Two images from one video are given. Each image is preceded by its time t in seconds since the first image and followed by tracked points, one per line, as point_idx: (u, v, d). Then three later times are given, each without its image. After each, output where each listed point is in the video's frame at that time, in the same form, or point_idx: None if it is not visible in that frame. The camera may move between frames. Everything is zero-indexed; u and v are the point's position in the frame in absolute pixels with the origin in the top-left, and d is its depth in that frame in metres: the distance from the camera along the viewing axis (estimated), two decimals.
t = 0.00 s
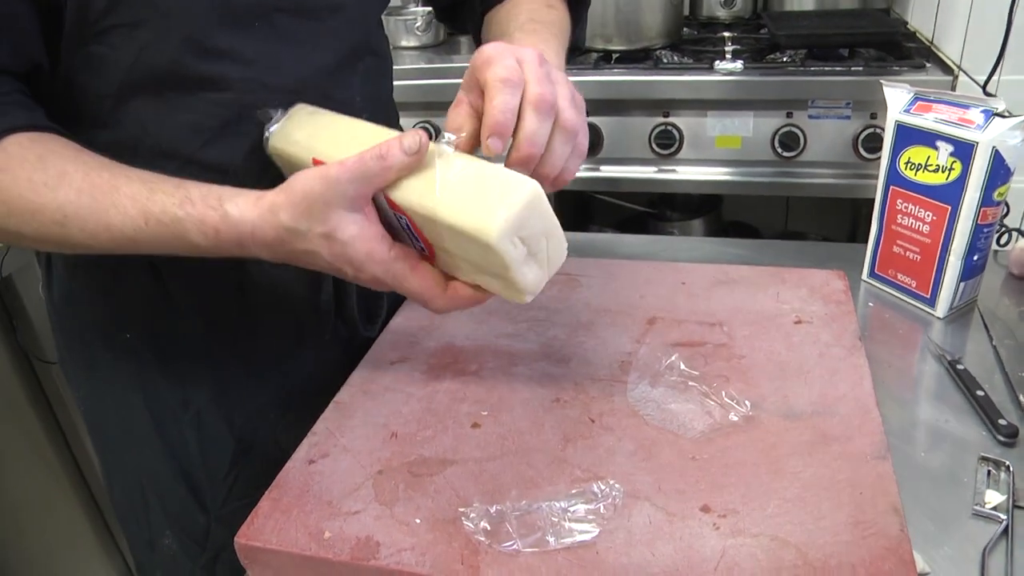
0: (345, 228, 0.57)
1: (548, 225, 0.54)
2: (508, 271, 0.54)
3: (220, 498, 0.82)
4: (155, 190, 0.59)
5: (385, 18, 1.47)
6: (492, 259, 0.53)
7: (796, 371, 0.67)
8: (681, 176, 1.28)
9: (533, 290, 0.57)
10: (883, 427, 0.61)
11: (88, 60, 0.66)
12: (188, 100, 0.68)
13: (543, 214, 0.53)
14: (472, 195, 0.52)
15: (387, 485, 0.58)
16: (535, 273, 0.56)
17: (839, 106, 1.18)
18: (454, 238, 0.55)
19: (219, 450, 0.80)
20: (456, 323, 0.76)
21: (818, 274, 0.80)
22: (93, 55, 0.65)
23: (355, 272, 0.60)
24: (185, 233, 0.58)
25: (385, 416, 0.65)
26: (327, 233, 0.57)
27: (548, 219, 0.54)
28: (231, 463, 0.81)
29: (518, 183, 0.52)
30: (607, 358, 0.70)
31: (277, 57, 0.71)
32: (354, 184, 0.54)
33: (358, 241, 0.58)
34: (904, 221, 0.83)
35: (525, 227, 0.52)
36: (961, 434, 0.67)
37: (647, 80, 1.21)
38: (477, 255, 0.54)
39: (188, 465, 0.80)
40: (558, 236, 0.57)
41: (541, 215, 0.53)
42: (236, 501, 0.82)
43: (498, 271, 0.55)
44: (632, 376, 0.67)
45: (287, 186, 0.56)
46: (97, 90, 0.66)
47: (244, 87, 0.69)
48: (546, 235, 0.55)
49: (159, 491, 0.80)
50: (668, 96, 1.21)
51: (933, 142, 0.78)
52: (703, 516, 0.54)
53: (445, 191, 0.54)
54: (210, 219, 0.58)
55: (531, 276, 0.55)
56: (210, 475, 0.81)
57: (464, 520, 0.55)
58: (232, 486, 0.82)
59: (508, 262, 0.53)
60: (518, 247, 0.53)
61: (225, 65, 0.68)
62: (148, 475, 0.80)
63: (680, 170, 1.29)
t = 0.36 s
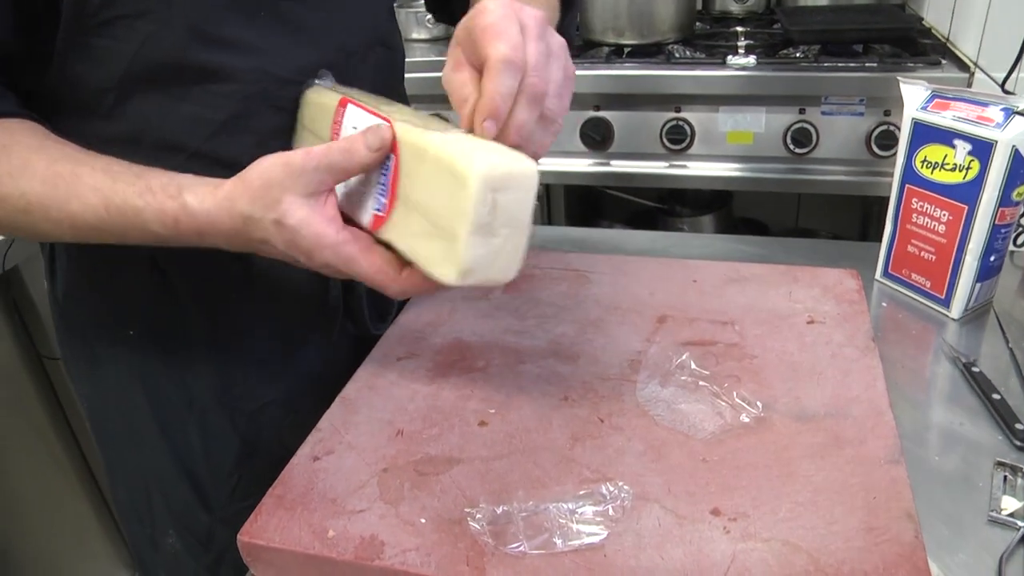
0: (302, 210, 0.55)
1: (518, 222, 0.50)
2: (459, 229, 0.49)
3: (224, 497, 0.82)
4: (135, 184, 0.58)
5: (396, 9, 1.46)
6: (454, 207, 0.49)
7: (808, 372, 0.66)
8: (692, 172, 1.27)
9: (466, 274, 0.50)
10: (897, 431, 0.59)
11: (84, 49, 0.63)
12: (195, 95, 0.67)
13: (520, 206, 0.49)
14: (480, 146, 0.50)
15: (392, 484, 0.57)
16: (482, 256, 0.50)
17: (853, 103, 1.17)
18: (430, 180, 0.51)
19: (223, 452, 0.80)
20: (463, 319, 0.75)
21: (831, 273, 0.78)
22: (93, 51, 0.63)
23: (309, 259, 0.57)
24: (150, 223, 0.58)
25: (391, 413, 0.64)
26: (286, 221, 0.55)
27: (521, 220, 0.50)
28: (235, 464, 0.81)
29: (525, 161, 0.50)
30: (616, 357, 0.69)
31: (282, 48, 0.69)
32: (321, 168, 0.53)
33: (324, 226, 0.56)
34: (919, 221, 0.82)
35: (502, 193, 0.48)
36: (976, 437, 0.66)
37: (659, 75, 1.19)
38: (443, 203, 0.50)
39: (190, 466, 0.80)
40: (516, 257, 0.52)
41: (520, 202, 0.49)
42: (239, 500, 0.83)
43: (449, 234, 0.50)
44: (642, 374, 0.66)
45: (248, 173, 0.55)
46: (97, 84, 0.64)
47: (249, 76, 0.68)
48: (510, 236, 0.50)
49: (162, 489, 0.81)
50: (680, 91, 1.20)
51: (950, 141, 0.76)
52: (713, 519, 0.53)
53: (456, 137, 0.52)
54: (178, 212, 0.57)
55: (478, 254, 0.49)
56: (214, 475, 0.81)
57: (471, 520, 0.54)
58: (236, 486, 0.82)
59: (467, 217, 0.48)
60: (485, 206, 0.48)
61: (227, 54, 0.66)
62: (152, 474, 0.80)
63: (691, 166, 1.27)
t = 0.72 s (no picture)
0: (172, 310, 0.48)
1: (304, 395, 0.38)
2: (225, 384, 0.37)
3: (184, 505, 0.79)
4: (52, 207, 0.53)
5: (379, 5, 1.45)
6: (230, 355, 0.37)
7: (797, 366, 0.65)
8: (680, 165, 1.26)
9: (223, 437, 0.38)
10: (888, 425, 0.59)
11: (43, 57, 0.62)
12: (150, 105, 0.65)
13: (312, 380, 0.37)
14: (312, 288, 0.38)
15: (378, 486, 0.56)
16: (251, 425, 0.38)
17: (840, 95, 1.16)
18: (235, 302, 0.38)
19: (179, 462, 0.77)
20: (449, 317, 0.74)
21: (820, 266, 0.78)
22: (55, 58, 0.62)
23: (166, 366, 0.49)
24: (47, 283, 0.52)
25: (376, 414, 0.63)
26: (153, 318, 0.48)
27: (309, 396, 0.38)
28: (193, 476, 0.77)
29: (331, 332, 0.37)
30: (604, 353, 0.68)
31: (242, 53, 0.67)
32: (171, 270, 0.46)
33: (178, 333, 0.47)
34: (907, 212, 0.81)
35: (288, 366, 0.36)
36: (966, 430, 0.66)
37: (641, 69, 1.18)
38: (228, 344, 0.37)
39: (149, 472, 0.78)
40: (299, 424, 0.40)
41: (313, 380, 0.38)
42: (199, 512, 0.79)
43: (216, 385, 0.38)
44: (630, 371, 0.66)
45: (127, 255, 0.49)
46: (48, 90, 0.63)
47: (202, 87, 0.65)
48: (292, 406, 0.39)
49: (127, 490, 0.79)
50: (667, 84, 1.19)
51: (938, 132, 0.76)
52: (703, 517, 0.52)
53: (298, 259, 0.39)
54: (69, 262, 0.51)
55: (248, 426, 0.38)
56: (174, 483, 0.78)
57: (458, 522, 0.53)
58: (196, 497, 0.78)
59: (234, 382, 0.36)
60: (259, 377, 0.36)
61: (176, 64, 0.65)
62: (117, 474, 0.79)
63: (678, 160, 1.27)
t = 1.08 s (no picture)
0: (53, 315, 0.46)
1: (146, 405, 0.40)
2: (64, 385, 0.38)
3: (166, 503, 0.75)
4: None
5: None
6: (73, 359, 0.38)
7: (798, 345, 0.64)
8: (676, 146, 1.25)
9: (62, 439, 0.39)
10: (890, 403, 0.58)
11: (19, 40, 0.60)
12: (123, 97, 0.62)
13: (153, 391, 0.39)
14: (166, 301, 0.40)
15: (375, 469, 0.55)
16: (91, 428, 0.40)
17: (836, 73, 1.15)
18: (89, 306, 0.40)
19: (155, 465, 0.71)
20: (446, 298, 0.73)
21: (819, 244, 0.77)
22: (27, 37, 0.60)
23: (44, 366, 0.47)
24: None
25: (373, 396, 0.62)
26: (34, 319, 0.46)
27: (154, 406, 0.40)
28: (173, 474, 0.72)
29: (179, 345, 0.39)
30: (603, 334, 0.67)
31: (215, 45, 0.63)
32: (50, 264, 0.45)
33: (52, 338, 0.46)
34: (908, 189, 0.80)
35: (126, 369, 0.38)
36: (968, 407, 0.65)
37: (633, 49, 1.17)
38: (74, 348, 0.39)
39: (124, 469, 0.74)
40: (146, 437, 0.42)
41: (155, 388, 0.39)
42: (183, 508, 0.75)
43: (59, 388, 0.39)
44: (629, 352, 0.65)
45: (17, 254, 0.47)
46: (32, 75, 0.62)
47: (171, 81, 0.62)
48: (138, 415, 0.41)
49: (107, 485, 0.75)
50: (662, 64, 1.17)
51: (939, 107, 0.75)
52: (706, 498, 0.51)
53: (162, 268, 0.42)
54: None
55: (89, 428, 0.40)
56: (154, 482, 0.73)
57: (457, 506, 0.52)
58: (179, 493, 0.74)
59: (70, 383, 0.38)
60: (99, 377, 0.38)
61: (145, 57, 0.61)
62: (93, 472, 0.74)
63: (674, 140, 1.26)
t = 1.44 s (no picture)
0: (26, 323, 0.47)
1: (116, 412, 0.40)
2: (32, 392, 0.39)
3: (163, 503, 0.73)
4: None
5: None
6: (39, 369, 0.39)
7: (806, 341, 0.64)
8: (683, 142, 1.24)
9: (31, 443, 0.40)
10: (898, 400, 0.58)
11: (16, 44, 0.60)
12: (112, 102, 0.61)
13: (120, 397, 0.40)
14: (129, 305, 0.40)
15: (381, 466, 0.55)
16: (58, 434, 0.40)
17: (843, 68, 1.14)
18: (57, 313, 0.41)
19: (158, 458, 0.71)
20: (451, 294, 0.73)
21: (827, 239, 0.76)
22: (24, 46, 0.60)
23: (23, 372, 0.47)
24: None
25: (378, 393, 0.62)
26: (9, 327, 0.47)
27: (122, 412, 0.40)
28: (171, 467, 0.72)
29: (144, 348, 0.39)
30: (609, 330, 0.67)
31: (207, 58, 0.63)
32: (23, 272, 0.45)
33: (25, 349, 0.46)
34: (916, 184, 0.80)
35: (92, 373, 0.38)
36: (977, 404, 0.65)
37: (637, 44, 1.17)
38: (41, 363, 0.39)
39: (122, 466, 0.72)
40: (119, 443, 0.42)
41: (123, 394, 0.40)
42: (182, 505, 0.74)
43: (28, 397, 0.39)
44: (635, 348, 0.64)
45: None
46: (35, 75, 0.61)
47: (167, 90, 0.61)
48: (107, 422, 0.41)
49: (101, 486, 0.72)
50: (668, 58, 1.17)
51: (948, 101, 0.74)
52: (713, 495, 0.51)
53: (130, 269, 0.42)
54: None
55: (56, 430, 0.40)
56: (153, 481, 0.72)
57: (463, 504, 0.52)
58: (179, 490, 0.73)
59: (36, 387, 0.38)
60: (65, 384, 0.38)
61: (137, 70, 0.60)
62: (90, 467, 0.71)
63: (680, 135, 1.25)
